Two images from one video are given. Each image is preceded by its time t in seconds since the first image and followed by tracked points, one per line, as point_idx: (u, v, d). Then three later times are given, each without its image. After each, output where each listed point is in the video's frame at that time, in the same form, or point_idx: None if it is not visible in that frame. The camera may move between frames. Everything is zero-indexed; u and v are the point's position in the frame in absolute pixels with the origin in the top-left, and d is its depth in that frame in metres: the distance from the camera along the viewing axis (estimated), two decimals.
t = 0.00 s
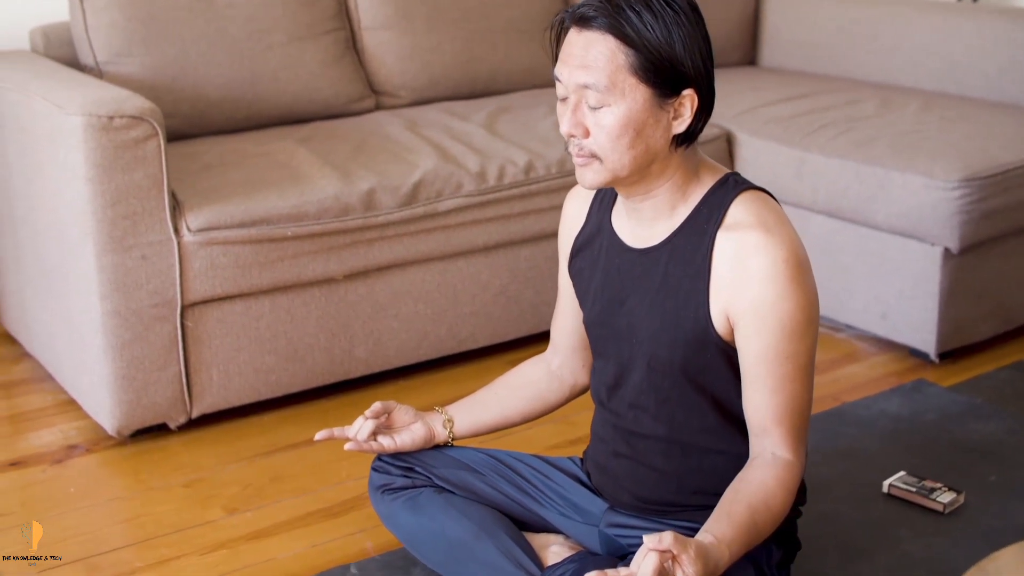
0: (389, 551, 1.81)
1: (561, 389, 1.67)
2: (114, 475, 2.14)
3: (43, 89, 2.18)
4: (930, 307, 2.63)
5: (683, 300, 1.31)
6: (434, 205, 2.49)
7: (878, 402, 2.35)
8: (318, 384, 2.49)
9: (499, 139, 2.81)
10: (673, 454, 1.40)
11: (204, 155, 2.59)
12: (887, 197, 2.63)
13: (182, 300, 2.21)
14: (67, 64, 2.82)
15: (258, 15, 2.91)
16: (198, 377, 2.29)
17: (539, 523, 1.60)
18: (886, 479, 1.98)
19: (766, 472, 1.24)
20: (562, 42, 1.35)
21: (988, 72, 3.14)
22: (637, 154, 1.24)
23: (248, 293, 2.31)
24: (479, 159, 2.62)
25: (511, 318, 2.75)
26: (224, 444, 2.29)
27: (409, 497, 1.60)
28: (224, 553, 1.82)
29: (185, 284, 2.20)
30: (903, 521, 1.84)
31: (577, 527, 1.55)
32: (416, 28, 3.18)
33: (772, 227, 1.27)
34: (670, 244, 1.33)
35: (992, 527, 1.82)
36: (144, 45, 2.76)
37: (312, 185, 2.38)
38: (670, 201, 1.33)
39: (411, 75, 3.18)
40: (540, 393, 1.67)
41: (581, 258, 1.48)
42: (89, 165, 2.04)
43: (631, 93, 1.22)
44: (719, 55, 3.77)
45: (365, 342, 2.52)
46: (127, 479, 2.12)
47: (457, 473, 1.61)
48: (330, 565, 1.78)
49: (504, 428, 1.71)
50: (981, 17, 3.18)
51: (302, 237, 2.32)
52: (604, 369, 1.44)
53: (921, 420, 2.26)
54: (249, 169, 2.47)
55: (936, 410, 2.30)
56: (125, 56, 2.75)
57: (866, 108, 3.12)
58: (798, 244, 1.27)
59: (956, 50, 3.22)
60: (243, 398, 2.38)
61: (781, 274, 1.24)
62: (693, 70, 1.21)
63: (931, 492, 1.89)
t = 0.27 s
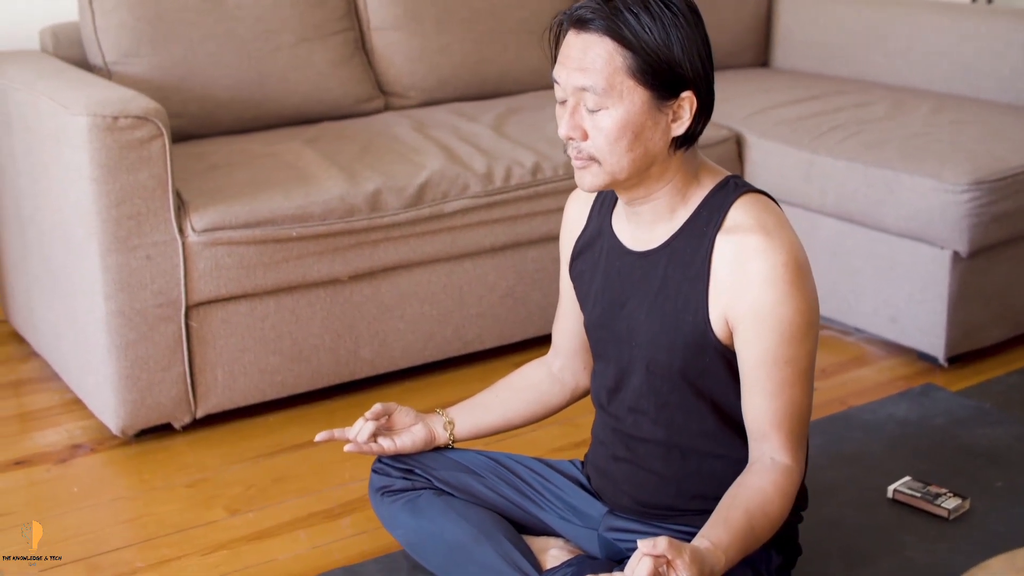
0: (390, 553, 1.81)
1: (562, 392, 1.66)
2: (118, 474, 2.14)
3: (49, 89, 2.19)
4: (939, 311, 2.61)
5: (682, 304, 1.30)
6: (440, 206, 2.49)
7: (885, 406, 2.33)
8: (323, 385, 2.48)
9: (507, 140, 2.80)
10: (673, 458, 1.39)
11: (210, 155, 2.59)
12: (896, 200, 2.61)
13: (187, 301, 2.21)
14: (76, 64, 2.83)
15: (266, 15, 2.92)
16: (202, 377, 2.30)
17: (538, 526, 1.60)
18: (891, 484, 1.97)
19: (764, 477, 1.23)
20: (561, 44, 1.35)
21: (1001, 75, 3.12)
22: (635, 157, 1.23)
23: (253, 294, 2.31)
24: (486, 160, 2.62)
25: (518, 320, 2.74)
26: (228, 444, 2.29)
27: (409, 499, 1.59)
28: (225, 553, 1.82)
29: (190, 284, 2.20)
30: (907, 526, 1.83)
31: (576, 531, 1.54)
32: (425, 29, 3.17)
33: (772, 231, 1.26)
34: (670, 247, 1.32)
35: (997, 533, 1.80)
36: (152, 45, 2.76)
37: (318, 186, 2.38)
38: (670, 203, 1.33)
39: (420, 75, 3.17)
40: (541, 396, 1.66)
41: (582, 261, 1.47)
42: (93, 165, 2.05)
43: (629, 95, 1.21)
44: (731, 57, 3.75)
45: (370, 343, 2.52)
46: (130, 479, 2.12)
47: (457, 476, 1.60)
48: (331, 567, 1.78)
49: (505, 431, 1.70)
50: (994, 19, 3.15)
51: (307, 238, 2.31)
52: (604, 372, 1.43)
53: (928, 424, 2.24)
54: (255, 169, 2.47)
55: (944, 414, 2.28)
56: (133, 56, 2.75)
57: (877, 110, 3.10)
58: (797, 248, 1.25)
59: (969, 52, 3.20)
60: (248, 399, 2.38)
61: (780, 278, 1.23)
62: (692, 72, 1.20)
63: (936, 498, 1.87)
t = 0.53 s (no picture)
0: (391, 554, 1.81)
1: (563, 394, 1.66)
2: (121, 474, 2.14)
3: (53, 88, 2.19)
4: (946, 313, 2.60)
5: (680, 305, 1.30)
6: (445, 206, 2.48)
7: (891, 409, 2.32)
8: (327, 385, 2.48)
9: (513, 140, 2.80)
10: (672, 460, 1.38)
11: (216, 155, 2.59)
12: (903, 201, 2.60)
13: (190, 300, 2.21)
14: (83, 64, 2.83)
15: (273, 15, 2.92)
16: (206, 377, 2.30)
17: (538, 527, 1.59)
18: (894, 487, 1.96)
19: (762, 480, 1.22)
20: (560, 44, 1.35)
21: (1011, 76, 3.10)
22: (633, 158, 1.23)
23: (257, 294, 2.31)
24: (491, 160, 2.61)
25: (523, 320, 2.73)
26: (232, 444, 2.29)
27: (408, 501, 1.59)
28: (225, 553, 1.82)
29: (193, 284, 2.20)
30: (910, 530, 1.81)
31: (575, 533, 1.54)
32: (432, 29, 3.17)
33: (771, 233, 1.25)
34: (669, 249, 1.32)
35: (1001, 538, 1.79)
36: (159, 44, 2.77)
37: (322, 185, 2.38)
38: (669, 205, 1.32)
39: (427, 75, 3.17)
40: (541, 397, 1.66)
41: (582, 262, 1.47)
42: (97, 165, 2.05)
43: (626, 96, 1.21)
44: (740, 57, 3.73)
45: (375, 343, 2.52)
46: (133, 479, 2.12)
47: (456, 477, 1.60)
48: (331, 567, 1.78)
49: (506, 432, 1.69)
50: (1004, 19, 3.13)
51: (311, 238, 2.31)
52: (603, 374, 1.42)
53: (933, 427, 2.23)
54: (260, 169, 2.47)
55: (950, 417, 2.27)
56: (139, 56, 2.75)
57: (886, 111, 3.08)
58: (797, 249, 1.25)
59: (979, 52, 3.18)
60: (251, 398, 2.38)
61: (778, 280, 1.22)
62: (690, 73, 1.20)
63: (940, 501, 1.86)
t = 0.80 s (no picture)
0: (391, 556, 1.80)
1: (564, 397, 1.65)
2: (125, 473, 2.14)
3: (60, 88, 2.20)
4: (954, 317, 2.58)
5: (679, 308, 1.29)
6: (451, 207, 2.47)
7: (898, 413, 2.30)
8: (333, 386, 2.48)
9: (520, 141, 2.79)
10: (671, 464, 1.37)
11: (222, 155, 2.60)
12: (912, 204, 2.58)
13: (194, 300, 2.21)
14: (92, 64, 2.84)
15: (281, 15, 2.92)
16: (210, 377, 2.30)
17: (537, 530, 1.58)
18: (899, 492, 1.94)
19: (760, 485, 1.22)
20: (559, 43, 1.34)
21: None
22: (631, 160, 1.23)
23: (261, 294, 2.31)
24: (498, 161, 2.60)
25: (529, 322, 2.73)
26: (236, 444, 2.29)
27: (407, 503, 1.58)
28: (226, 554, 1.82)
29: (198, 284, 2.21)
30: (914, 536, 1.80)
31: (575, 536, 1.54)
32: (441, 29, 3.16)
33: (769, 236, 1.24)
34: (668, 252, 1.31)
35: (1006, 544, 1.77)
36: (167, 45, 2.77)
37: (327, 186, 2.37)
38: (667, 207, 1.31)
39: (436, 76, 3.17)
40: (542, 400, 1.65)
41: (582, 265, 1.46)
42: (102, 165, 2.05)
43: (623, 98, 1.21)
44: (752, 58, 3.71)
45: (380, 344, 2.51)
46: (136, 478, 2.12)
47: (456, 479, 1.59)
48: (332, 568, 1.77)
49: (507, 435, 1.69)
50: (1017, 20, 3.11)
51: (316, 239, 2.31)
52: (603, 377, 1.42)
53: (940, 432, 2.21)
54: (266, 169, 2.47)
55: (958, 421, 2.25)
56: (148, 56, 2.76)
57: (896, 113, 3.06)
58: (796, 252, 1.23)
59: (992, 54, 3.16)
60: (256, 399, 2.38)
61: (776, 284, 1.21)
62: (688, 75, 1.19)
63: (944, 507, 1.85)
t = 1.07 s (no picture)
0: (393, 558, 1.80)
1: (567, 400, 1.64)
2: (131, 473, 2.15)
3: (69, 89, 2.20)
4: (965, 321, 2.56)
5: (679, 312, 1.28)
6: (458, 209, 2.47)
7: (907, 417, 2.29)
8: (340, 387, 2.48)
9: (530, 143, 2.78)
10: (672, 469, 1.37)
11: (232, 156, 2.60)
12: (922, 207, 2.57)
13: (201, 301, 2.22)
14: (103, 64, 2.85)
15: (292, 16, 2.92)
16: (217, 378, 2.30)
17: (538, 534, 1.58)
18: (906, 498, 1.93)
19: (760, 491, 1.21)
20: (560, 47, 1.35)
21: None
22: (630, 163, 1.24)
23: (269, 295, 2.31)
24: (506, 163, 2.60)
25: (538, 324, 2.72)
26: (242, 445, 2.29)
27: (409, 505, 1.58)
28: (230, 554, 1.82)
29: (204, 284, 2.21)
30: (920, 542, 1.79)
31: (576, 540, 1.53)
32: (452, 30, 3.16)
33: (770, 240, 1.23)
34: (669, 255, 1.30)
35: (1013, 551, 1.75)
36: (177, 45, 2.78)
37: (335, 187, 2.37)
38: (669, 211, 1.30)
39: (447, 77, 3.16)
40: (546, 403, 1.64)
41: (585, 268, 1.45)
42: (109, 165, 2.06)
43: (622, 101, 1.22)
44: (766, 60, 3.70)
45: (388, 345, 2.51)
46: (142, 478, 2.12)
47: (458, 482, 1.59)
48: (334, 570, 1.77)
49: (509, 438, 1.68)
50: None
51: (323, 240, 2.31)
52: (604, 380, 1.41)
53: (948, 437, 2.19)
54: (275, 170, 2.48)
55: (967, 426, 2.23)
56: (158, 56, 2.76)
57: (908, 115, 3.04)
58: (796, 256, 1.23)
59: (1007, 57, 3.13)
60: (263, 400, 2.38)
61: (777, 288, 1.20)
62: (687, 78, 1.21)
63: (951, 513, 1.83)
